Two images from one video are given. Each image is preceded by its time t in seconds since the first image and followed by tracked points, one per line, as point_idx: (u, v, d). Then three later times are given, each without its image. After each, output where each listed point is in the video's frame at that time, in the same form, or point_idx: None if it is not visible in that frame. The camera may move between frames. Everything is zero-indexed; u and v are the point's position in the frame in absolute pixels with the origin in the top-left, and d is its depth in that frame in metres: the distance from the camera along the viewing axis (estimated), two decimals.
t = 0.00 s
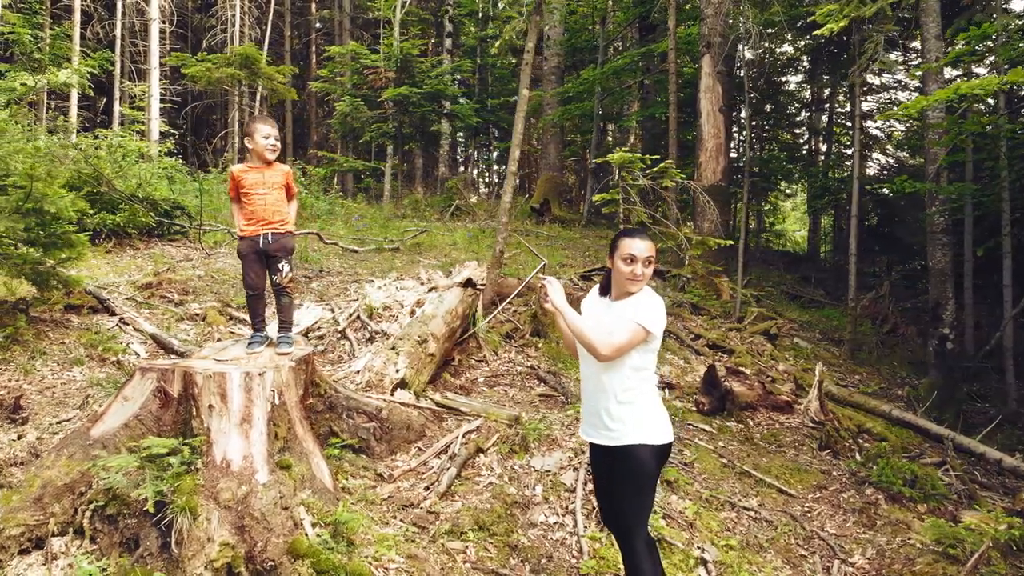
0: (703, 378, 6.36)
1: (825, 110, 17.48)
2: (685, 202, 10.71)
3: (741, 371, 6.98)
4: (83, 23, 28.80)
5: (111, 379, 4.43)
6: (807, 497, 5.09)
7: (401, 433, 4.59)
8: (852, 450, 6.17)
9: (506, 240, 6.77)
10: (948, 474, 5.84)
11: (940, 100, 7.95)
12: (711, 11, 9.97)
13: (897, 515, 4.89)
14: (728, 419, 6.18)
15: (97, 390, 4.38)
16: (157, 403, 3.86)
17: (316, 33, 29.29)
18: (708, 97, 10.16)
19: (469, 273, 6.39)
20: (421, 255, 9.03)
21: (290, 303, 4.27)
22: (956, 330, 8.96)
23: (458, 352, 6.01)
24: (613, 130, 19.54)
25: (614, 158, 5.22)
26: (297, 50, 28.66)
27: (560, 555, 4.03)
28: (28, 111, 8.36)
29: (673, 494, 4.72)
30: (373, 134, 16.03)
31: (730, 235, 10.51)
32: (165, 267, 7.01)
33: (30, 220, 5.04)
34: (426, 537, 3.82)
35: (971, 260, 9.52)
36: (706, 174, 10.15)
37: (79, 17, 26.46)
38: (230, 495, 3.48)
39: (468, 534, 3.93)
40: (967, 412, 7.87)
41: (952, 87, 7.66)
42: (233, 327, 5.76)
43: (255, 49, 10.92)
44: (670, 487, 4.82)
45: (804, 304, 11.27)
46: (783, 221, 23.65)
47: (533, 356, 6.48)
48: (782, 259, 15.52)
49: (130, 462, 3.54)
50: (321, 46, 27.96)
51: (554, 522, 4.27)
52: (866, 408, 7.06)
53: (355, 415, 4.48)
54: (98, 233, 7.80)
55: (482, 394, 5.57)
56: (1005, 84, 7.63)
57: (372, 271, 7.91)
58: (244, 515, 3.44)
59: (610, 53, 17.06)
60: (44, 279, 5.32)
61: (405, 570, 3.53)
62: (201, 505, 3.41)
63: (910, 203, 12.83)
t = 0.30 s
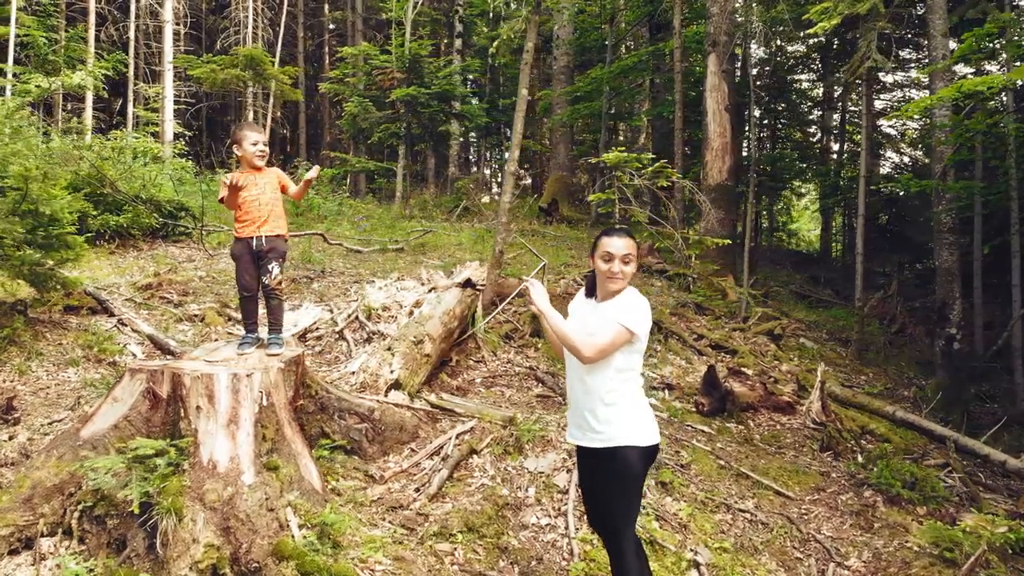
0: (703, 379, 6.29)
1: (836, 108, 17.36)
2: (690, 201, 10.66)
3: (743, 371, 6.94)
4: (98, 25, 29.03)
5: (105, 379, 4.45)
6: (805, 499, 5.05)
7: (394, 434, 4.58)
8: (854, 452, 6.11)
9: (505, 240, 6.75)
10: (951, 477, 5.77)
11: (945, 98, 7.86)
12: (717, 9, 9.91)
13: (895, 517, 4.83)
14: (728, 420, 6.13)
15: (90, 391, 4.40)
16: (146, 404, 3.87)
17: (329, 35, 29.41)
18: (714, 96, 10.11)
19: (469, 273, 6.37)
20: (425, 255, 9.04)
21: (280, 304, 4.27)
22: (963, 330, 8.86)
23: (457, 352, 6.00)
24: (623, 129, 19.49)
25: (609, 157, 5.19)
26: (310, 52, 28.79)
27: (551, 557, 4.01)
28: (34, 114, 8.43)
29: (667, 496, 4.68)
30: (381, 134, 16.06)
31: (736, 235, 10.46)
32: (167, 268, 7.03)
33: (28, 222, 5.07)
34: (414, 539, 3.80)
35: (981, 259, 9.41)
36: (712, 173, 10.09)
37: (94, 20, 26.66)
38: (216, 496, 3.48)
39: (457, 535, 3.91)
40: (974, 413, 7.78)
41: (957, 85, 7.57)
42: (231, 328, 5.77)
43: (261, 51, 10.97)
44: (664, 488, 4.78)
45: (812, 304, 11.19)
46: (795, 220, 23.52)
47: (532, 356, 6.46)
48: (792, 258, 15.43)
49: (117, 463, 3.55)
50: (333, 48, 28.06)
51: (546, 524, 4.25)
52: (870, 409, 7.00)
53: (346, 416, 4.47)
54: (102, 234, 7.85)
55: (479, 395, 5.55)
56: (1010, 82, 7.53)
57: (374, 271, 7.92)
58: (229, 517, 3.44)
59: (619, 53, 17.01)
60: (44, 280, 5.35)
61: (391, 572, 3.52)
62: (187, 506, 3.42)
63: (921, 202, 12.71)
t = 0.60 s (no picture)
0: (701, 378, 6.23)
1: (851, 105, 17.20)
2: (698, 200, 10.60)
3: (744, 370, 6.88)
4: (116, 28, 29.27)
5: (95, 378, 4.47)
6: (800, 500, 4.99)
7: (383, 434, 4.57)
8: (855, 452, 6.05)
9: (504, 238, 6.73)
10: (952, 477, 5.69)
11: (950, 94, 7.77)
12: (724, 7, 9.85)
13: (889, 519, 4.78)
14: (727, 420, 6.08)
15: (80, 390, 4.41)
16: (131, 403, 3.88)
17: (345, 36, 29.51)
18: (721, 94, 10.04)
19: (467, 272, 6.36)
20: (430, 254, 9.04)
21: (266, 305, 4.28)
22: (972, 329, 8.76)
23: (453, 352, 5.99)
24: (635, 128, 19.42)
25: (601, 156, 5.17)
26: (325, 53, 28.87)
27: (536, 557, 3.99)
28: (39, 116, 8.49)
29: (658, 496, 4.65)
30: (392, 134, 16.07)
31: (744, 233, 10.38)
32: (168, 268, 7.07)
33: (22, 221, 5.09)
34: (396, 538, 3.79)
35: (992, 257, 9.29)
36: (719, 171, 10.03)
37: (111, 23, 26.88)
38: (196, 495, 3.48)
39: (441, 535, 3.90)
40: (983, 413, 7.68)
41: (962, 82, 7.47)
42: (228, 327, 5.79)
43: (267, 52, 10.99)
44: (656, 488, 4.74)
45: (821, 303, 11.10)
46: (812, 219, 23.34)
47: (530, 356, 6.44)
48: (805, 257, 15.31)
49: (99, 461, 3.56)
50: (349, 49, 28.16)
51: (533, 524, 4.23)
52: (873, 409, 6.93)
53: (335, 416, 4.47)
54: (106, 234, 7.90)
55: (473, 394, 5.53)
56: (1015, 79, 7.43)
57: (376, 271, 7.93)
58: (208, 515, 3.44)
59: (630, 51, 16.94)
60: (39, 280, 5.38)
61: (373, 571, 3.52)
62: (166, 504, 3.42)
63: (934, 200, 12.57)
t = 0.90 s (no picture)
0: (704, 379, 6.18)
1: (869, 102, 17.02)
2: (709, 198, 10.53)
3: (748, 371, 6.83)
4: (138, 32, 29.56)
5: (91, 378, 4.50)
6: (798, 501, 4.94)
7: (377, 434, 4.58)
8: (860, 453, 5.98)
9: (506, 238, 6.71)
10: (957, 479, 5.61)
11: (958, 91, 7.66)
12: (734, 4, 9.77)
13: (888, 520, 4.72)
14: (729, 421, 6.03)
15: (76, 389, 4.45)
16: (122, 402, 3.91)
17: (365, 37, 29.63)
18: (731, 92, 9.96)
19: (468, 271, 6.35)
20: (437, 254, 9.04)
21: (254, 304, 4.31)
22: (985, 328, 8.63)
23: (453, 352, 5.98)
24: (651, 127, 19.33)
25: (597, 155, 5.14)
26: (345, 53, 29.00)
27: (525, 557, 3.97)
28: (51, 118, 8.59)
29: (653, 497, 4.63)
30: (406, 135, 16.11)
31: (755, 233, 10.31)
32: (173, 269, 7.11)
33: (21, 223, 5.16)
34: (384, 538, 3.79)
35: (1007, 255, 9.15)
36: (729, 169, 9.95)
37: (132, 27, 27.15)
38: (182, 494, 3.49)
39: (429, 535, 3.89)
40: (995, 413, 7.57)
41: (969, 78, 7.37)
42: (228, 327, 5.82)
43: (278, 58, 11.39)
44: (650, 489, 4.71)
45: (835, 302, 10.98)
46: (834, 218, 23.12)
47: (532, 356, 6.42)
48: (822, 256, 15.17)
49: (88, 460, 3.59)
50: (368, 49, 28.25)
51: (524, 524, 4.20)
52: (880, 409, 6.84)
53: (327, 416, 4.49)
54: (115, 235, 7.97)
55: (471, 395, 5.53)
56: None
57: (382, 272, 7.95)
58: (193, 514, 3.45)
59: (644, 50, 16.87)
60: (40, 281, 5.45)
61: (357, 571, 3.52)
62: (152, 503, 3.44)
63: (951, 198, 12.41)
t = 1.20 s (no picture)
0: (704, 378, 6.15)
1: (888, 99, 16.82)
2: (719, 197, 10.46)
3: (751, 370, 6.78)
4: (160, 35, 29.82)
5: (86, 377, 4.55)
6: (794, 502, 4.90)
7: (368, 434, 4.60)
8: (863, 454, 5.93)
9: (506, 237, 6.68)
10: (959, 481, 5.55)
11: (965, 87, 7.56)
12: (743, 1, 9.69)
13: (884, 522, 4.67)
14: (729, 421, 6.00)
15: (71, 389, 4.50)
16: (111, 402, 3.95)
17: (384, 37, 29.70)
18: (741, 90, 9.87)
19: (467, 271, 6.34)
20: (444, 254, 9.05)
21: (251, 304, 4.32)
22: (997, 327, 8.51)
23: (451, 352, 5.98)
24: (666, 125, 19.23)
25: (591, 156, 5.12)
26: (364, 54, 29.09)
27: (511, 558, 3.96)
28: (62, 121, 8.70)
29: (644, 497, 4.61)
30: (420, 135, 16.14)
31: (766, 232, 10.23)
32: (178, 269, 7.17)
33: (20, 224, 5.23)
34: (368, 538, 3.80)
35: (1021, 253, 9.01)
36: (739, 168, 9.87)
37: (154, 30, 27.40)
38: (166, 493, 3.52)
39: (414, 535, 3.89)
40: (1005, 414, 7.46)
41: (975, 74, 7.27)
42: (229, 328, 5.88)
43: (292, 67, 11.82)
44: (642, 489, 4.69)
45: (848, 301, 10.88)
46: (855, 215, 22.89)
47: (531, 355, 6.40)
48: (838, 255, 15.04)
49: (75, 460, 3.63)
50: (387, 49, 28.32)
51: (513, 524, 4.19)
52: (885, 410, 6.77)
53: (318, 416, 4.50)
54: (122, 237, 8.06)
55: (467, 395, 5.53)
56: None
57: (387, 271, 7.96)
58: (177, 513, 3.48)
59: (658, 48, 16.79)
60: (41, 282, 5.52)
61: (340, 570, 3.54)
62: (137, 502, 3.47)
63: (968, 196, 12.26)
